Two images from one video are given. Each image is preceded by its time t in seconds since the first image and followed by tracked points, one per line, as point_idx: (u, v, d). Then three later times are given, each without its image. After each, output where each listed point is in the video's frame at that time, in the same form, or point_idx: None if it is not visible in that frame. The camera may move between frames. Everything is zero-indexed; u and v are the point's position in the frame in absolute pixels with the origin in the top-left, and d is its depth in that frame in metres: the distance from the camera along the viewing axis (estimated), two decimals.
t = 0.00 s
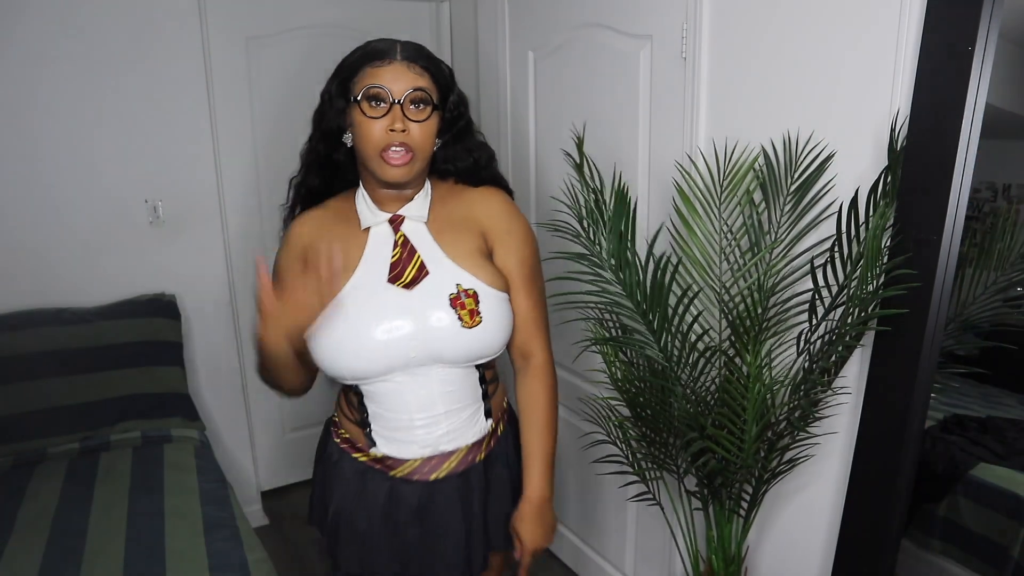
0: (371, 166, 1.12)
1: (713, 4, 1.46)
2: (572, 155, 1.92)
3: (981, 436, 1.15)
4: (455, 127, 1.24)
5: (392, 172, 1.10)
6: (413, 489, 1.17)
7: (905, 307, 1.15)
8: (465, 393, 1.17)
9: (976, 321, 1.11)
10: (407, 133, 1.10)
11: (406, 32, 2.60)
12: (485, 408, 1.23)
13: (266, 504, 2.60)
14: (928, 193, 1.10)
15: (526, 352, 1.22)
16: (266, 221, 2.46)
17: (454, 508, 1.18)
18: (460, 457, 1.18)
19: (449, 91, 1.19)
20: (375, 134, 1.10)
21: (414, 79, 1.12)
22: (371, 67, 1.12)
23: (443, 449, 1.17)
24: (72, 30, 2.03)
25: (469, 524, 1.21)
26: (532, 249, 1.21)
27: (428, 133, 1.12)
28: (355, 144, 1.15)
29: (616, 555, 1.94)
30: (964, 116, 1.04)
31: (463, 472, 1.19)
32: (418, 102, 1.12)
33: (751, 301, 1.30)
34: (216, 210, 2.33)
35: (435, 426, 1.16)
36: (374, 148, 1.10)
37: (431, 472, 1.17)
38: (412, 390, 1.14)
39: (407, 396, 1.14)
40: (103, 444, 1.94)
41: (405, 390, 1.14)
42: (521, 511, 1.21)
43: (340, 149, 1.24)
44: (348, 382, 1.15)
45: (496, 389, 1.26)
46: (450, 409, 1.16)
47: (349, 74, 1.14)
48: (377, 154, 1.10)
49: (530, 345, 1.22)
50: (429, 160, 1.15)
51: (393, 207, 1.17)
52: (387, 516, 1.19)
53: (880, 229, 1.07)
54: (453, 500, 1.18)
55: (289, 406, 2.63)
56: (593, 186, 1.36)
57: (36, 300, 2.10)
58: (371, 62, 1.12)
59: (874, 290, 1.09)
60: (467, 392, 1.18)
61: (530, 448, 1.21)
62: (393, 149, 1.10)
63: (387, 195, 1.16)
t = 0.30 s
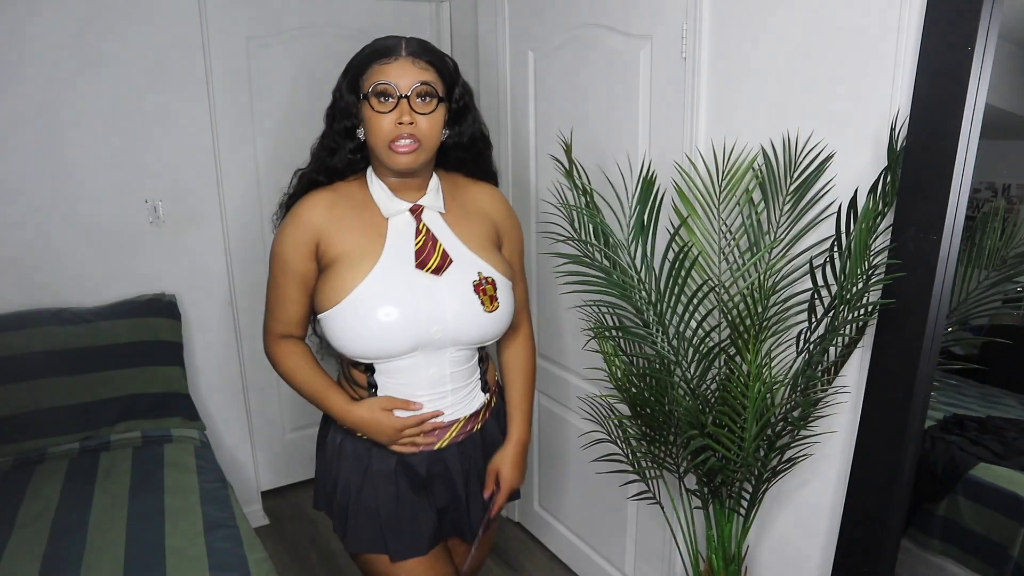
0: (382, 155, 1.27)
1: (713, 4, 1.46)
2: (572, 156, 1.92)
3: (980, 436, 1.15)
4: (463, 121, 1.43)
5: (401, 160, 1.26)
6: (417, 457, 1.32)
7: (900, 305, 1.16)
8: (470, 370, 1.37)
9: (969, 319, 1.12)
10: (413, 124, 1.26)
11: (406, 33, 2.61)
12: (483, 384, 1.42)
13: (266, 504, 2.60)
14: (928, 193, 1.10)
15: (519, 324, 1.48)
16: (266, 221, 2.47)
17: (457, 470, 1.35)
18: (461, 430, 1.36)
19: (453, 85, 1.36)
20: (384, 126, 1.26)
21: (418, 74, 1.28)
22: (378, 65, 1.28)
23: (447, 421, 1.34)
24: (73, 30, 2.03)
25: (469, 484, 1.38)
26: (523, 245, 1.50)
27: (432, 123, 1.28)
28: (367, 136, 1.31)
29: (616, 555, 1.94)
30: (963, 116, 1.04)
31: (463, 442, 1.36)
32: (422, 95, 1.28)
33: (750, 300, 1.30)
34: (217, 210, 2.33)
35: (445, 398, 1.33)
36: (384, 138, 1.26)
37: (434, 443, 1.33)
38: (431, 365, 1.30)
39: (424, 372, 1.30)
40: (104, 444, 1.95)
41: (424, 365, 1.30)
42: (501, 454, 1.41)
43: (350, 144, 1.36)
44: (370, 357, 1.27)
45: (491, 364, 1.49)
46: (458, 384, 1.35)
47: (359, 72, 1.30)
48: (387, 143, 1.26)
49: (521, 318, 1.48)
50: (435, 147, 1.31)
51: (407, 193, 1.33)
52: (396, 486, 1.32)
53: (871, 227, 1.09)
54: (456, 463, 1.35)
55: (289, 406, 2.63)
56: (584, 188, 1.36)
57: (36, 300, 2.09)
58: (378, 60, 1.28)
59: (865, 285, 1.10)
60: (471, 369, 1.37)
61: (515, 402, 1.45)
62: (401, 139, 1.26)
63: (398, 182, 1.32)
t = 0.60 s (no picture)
0: (386, 152, 1.30)
1: (713, 4, 1.46)
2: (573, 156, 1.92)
3: (981, 436, 1.15)
4: (460, 117, 1.47)
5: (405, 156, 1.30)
6: (429, 449, 1.34)
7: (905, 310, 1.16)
8: (477, 361, 1.40)
9: (972, 320, 1.11)
10: (415, 121, 1.29)
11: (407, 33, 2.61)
12: (485, 376, 1.45)
13: (266, 504, 2.60)
14: (929, 193, 1.10)
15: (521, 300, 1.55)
16: (266, 221, 2.47)
17: (462, 464, 1.38)
18: (468, 421, 1.38)
19: (451, 83, 1.39)
20: (386, 124, 1.29)
21: (416, 72, 1.31)
22: (377, 65, 1.31)
23: (457, 411, 1.37)
24: (73, 30, 2.03)
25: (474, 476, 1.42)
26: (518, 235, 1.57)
27: (432, 118, 1.31)
28: (370, 136, 1.34)
29: (615, 555, 1.95)
30: (964, 116, 1.04)
31: (469, 434, 1.39)
32: (421, 92, 1.31)
33: (750, 300, 1.30)
34: (217, 209, 2.33)
35: (455, 387, 1.36)
36: (387, 136, 1.29)
37: (445, 433, 1.35)
38: (444, 354, 1.32)
39: (439, 360, 1.32)
40: (103, 444, 1.95)
41: (436, 355, 1.32)
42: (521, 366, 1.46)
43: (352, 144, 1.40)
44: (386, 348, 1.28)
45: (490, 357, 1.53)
46: (467, 374, 1.38)
47: (358, 73, 1.32)
48: (391, 141, 1.29)
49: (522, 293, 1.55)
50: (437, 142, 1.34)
51: (413, 187, 1.37)
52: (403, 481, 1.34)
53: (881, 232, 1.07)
54: (461, 457, 1.38)
55: (289, 406, 2.63)
56: (594, 184, 1.35)
57: (36, 300, 2.09)
58: (376, 61, 1.31)
59: (874, 289, 1.08)
60: (477, 360, 1.40)
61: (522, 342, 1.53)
62: (404, 137, 1.29)
63: (402, 178, 1.36)
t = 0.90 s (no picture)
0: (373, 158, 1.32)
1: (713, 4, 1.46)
2: (572, 156, 1.92)
3: (980, 436, 1.15)
4: (443, 114, 1.46)
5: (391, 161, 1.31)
6: (422, 449, 1.35)
7: (905, 309, 1.15)
8: (472, 359, 1.40)
9: (971, 319, 1.12)
10: (397, 126, 1.29)
11: (407, 33, 2.61)
12: (483, 378, 1.45)
13: (266, 504, 2.60)
14: (928, 193, 1.10)
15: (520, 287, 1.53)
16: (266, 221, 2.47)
17: (455, 469, 1.37)
18: (463, 420, 1.38)
19: (429, 84, 1.39)
20: (370, 131, 1.30)
21: (394, 78, 1.30)
22: (356, 75, 1.31)
23: (451, 411, 1.37)
24: (74, 30, 2.03)
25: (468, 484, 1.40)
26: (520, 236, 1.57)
27: (414, 122, 1.32)
28: (356, 143, 1.35)
29: (615, 555, 1.95)
30: (964, 116, 1.04)
31: (464, 435, 1.39)
32: (401, 97, 1.31)
33: (750, 300, 1.30)
34: (217, 209, 2.34)
35: (448, 386, 1.36)
36: (372, 143, 1.30)
37: (438, 433, 1.36)
38: (433, 350, 1.33)
39: (428, 357, 1.33)
40: (103, 444, 1.95)
41: (425, 350, 1.33)
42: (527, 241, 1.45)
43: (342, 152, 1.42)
44: (375, 344, 1.30)
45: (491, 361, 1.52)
46: (461, 372, 1.37)
47: (339, 84, 1.33)
48: (376, 147, 1.30)
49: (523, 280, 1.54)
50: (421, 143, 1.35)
51: (406, 187, 1.39)
52: (397, 481, 1.34)
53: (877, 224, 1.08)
54: (454, 461, 1.37)
55: (290, 406, 2.63)
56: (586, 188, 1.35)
57: (36, 300, 2.09)
58: (355, 71, 1.31)
59: (870, 287, 1.09)
60: (473, 358, 1.40)
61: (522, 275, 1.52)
62: (388, 142, 1.30)
63: (393, 180, 1.38)
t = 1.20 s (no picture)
0: (371, 158, 1.32)
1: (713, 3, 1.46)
2: (572, 156, 1.91)
3: (980, 435, 1.16)
4: (443, 119, 1.47)
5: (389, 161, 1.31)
6: (410, 449, 1.35)
7: (905, 309, 1.15)
8: (462, 360, 1.39)
9: (971, 319, 1.12)
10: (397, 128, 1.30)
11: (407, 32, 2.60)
12: (476, 379, 1.45)
13: (266, 504, 2.60)
14: (928, 193, 1.10)
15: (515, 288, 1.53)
16: (265, 221, 2.47)
17: (446, 470, 1.36)
18: (452, 421, 1.38)
19: (431, 89, 1.39)
20: (369, 131, 1.29)
21: (397, 81, 1.31)
22: (359, 75, 1.31)
23: (439, 411, 1.37)
24: (73, 30, 2.03)
25: (461, 484, 1.40)
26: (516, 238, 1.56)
27: (414, 124, 1.32)
28: (355, 143, 1.35)
29: (615, 555, 1.95)
30: (964, 116, 1.04)
31: (455, 436, 1.38)
32: (403, 99, 1.31)
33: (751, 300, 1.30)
34: (217, 209, 2.33)
35: (437, 387, 1.36)
36: (371, 143, 1.30)
37: (426, 434, 1.35)
38: (420, 352, 1.33)
39: (415, 358, 1.33)
40: (103, 444, 1.96)
41: (412, 352, 1.32)
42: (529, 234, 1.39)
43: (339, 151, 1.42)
44: (363, 345, 1.31)
45: (487, 362, 1.51)
46: (450, 373, 1.37)
47: (342, 83, 1.33)
48: (375, 147, 1.30)
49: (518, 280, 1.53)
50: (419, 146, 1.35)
51: (399, 189, 1.37)
52: (389, 481, 1.34)
53: (878, 228, 1.07)
54: (444, 462, 1.36)
55: (289, 406, 2.63)
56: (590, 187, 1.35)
57: (36, 300, 2.09)
58: (359, 71, 1.31)
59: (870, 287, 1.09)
60: (463, 359, 1.39)
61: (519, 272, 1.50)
62: (387, 143, 1.30)
63: (389, 181, 1.37)
